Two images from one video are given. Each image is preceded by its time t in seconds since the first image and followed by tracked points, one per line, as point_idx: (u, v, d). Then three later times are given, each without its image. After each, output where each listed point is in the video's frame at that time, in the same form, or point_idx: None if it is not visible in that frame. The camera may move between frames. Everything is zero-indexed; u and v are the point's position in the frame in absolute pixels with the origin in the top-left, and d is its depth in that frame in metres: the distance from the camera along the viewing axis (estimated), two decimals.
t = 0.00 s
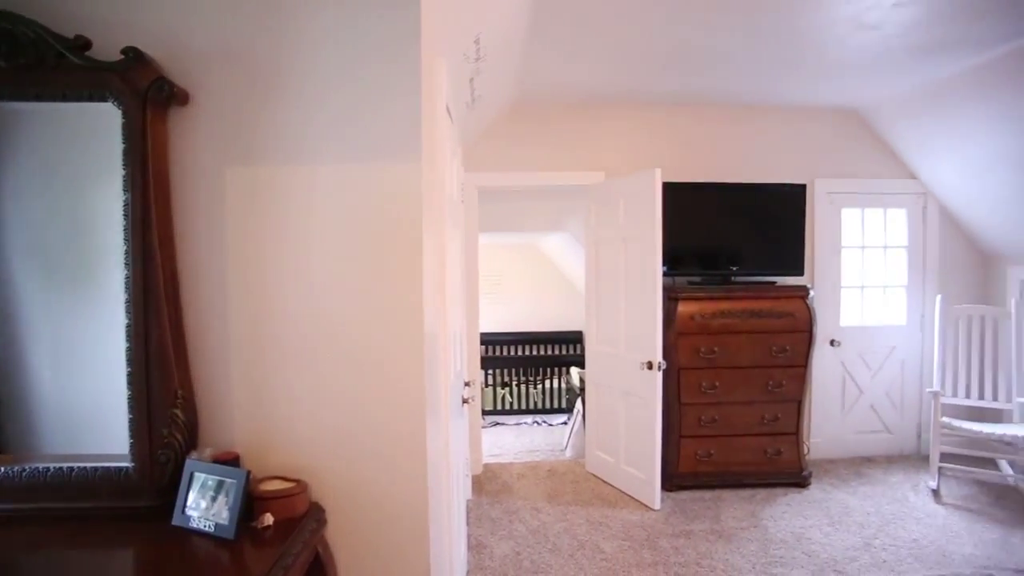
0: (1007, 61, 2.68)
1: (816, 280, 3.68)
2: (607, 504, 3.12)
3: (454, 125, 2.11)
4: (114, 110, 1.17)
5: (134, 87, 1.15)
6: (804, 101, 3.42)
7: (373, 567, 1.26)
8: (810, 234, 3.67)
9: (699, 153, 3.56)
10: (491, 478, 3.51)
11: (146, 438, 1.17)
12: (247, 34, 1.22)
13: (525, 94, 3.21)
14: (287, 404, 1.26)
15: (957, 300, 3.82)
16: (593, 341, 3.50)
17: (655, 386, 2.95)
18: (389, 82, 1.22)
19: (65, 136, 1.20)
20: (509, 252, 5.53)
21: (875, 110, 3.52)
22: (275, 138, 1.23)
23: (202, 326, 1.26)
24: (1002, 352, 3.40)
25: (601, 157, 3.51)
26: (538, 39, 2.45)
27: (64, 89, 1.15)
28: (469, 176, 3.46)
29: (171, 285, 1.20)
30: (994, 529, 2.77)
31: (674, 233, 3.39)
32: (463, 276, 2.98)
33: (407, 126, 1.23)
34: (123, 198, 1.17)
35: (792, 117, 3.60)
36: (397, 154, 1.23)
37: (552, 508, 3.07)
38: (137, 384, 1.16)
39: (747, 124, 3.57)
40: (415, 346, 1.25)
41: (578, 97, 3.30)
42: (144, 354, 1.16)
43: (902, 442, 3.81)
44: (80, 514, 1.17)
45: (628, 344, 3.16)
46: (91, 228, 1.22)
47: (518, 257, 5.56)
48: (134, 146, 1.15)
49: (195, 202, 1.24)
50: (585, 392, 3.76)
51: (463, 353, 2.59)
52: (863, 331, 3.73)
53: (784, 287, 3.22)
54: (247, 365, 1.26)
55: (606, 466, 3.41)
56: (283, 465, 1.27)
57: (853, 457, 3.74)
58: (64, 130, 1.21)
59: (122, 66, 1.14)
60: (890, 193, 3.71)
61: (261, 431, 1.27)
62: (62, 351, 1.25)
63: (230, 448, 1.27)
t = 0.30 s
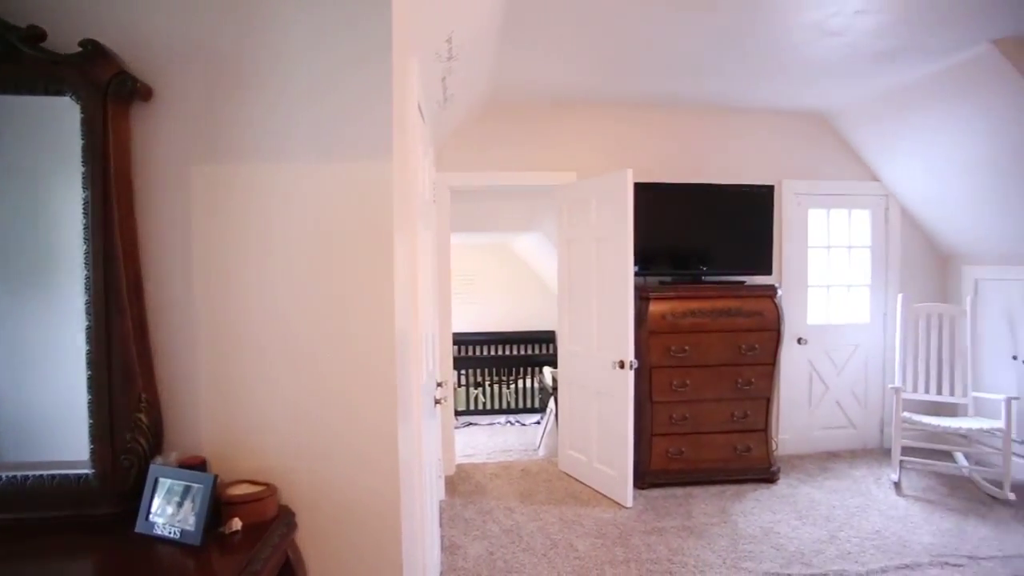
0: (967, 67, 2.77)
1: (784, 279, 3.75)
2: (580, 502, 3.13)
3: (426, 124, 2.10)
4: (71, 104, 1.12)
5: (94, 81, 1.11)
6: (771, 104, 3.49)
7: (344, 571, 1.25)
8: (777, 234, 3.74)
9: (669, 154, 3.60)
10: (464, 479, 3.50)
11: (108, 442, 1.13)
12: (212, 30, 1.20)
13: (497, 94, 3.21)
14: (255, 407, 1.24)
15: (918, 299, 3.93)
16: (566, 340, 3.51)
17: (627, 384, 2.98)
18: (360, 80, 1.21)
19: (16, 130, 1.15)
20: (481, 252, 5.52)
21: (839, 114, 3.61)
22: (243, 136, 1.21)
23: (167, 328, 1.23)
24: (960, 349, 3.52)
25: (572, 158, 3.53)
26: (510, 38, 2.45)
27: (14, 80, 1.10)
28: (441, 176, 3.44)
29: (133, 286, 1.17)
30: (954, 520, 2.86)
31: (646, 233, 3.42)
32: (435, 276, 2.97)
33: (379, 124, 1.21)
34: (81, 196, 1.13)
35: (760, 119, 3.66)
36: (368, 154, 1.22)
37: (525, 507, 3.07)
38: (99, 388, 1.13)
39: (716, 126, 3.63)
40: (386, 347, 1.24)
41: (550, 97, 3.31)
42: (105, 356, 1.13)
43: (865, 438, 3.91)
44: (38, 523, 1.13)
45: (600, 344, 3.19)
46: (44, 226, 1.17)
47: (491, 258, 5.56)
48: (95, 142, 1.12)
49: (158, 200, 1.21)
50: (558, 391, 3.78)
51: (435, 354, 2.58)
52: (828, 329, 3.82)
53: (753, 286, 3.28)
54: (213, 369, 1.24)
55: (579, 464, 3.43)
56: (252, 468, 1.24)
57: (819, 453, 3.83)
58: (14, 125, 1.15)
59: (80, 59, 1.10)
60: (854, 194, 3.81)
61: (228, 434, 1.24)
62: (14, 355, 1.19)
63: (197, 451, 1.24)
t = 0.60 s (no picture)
0: (922, 72, 2.87)
1: (749, 279, 3.82)
2: (550, 501, 3.15)
3: (394, 122, 2.08)
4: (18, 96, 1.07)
5: (45, 73, 1.07)
6: (736, 106, 3.55)
7: None
8: (742, 234, 3.81)
9: (637, 155, 3.64)
10: (433, 479, 3.47)
11: (62, 450, 1.09)
12: (171, 23, 1.17)
13: (466, 92, 3.19)
14: (216, 410, 1.21)
15: (876, 297, 4.05)
16: (535, 340, 3.52)
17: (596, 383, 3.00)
18: (326, 78, 1.19)
19: None
20: (450, 251, 5.50)
21: (802, 117, 3.69)
22: (204, 133, 1.19)
23: (125, 331, 1.19)
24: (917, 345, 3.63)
25: (541, 158, 3.54)
26: (479, 37, 2.45)
27: None
28: (410, 175, 3.41)
29: (89, 288, 1.13)
30: (910, 510, 2.96)
31: (614, 233, 3.45)
32: (403, 276, 2.94)
33: (345, 123, 1.20)
34: (31, 193, 1.08)
35: (725, 121, 3.73)
36: (333, 153, 1.20)
37: (495, 507, 3.07)
38: (51, 394, 1.08)
39: (683, 127, 3.68)
40: (353, 348, 1.23)
41: (519, 96, 3.31)
42: (59, 360, 1.09)
43: (827, 433, 4.01)
44: None
45: (569, 343, 3.20)
46: None
47: (460, 257, 5.54)
48: (47, 138, 1.07)
49: (116, 200, 1.17)
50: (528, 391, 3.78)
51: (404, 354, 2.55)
52: (792, 327, 3.90)
53: (719, 285, 3.33)
54: (174, 373, 1.20)
55: (549, 463, 3.44)
56: (215, 473, 1.22)
57: (783, 448, 3.91)
58: None
59: (29, 50, 1.06)
60: (815, 196, 3.90)
61: (190, 439, 1.21)
62: None
63: (158, 457, 1.21)
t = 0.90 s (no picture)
0: (887, 78, 2.94)
1: (721, 278, 3.87)
2: (526, 500, 3.15)
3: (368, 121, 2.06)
4: None
5: None
6: (708, 108, 3.60)
7: None
8: (715, 235, 3.86)
9: (612, 155, 3.67)
10: (409, 481, 3.45)
11: (20, 459, 1.05)
12: (136, 17, 1.14)
13: (440, 92, 3.18)
14: (185, 414, 1.19)
15: (844, 296, 4.14)
16: (510, 340, 3.52)
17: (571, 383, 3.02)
18: (297, 75, 1.18)
19: None
20: (425, 252, 5.47)
21: (773, 119, 3.76)
22: (171, 130, 1.16)
23: (89, 333, 1.16)
24: (883, 343, 3.72)
25: (515, 158, 3.54)
26: (455, 37, 2.44)
27: None
28: (384, 174, 3.38)
29: (50, 289, 1.10)
30: (877, 504, 3.03)
31: (589, 233, 3.46)
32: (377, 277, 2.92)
33: (318, 121, 1.18)
34: None
35: (697, 123, 3.78)
36: (305, 151, 1.19)
37: (471, 508, 3.06)
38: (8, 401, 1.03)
39: (656, 128, 3.72)
40: (326, 349, 1.22)
41: (494, 96, 3.31)
42: (15, 365, 1.04)
43: (797, 429, 4.08)
44: None
45: (544, 342, 3.21)
46: None
47: (434, 258, 5.51)
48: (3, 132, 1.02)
49: (78, 198, 1.14)
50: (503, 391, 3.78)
51: (378, 355, 2.53)
52: (763, 326, 3.97)
53: (692, 285, 3.37)
54: (140, 376, 1.18)
55: (524, 463, 3.45)
56: (184, 477, 1.19)
57: (756, 445, 3.97)
58: None
59: None
60: (786, 197, 3.97)
61: (157, 443, 1.19)
62: None
63: (123, 462, 1.18)
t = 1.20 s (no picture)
0: (853, 83, 3.01)
1: (696, 279, 3.92)
2: (504, 501, 3.15)
3: (342, 120, 2.04)
4: None
5: None
6: (682, 110, 3.64)
7: None
8: (689, 236, 3.90)
9: (587, 157, 3.69)
10: (385, 483, 3.43)
11: None
12: (100, 11, 1.12)
13: (416, 92, 3.17)
14: (153, 416, 1.17)
15: (814, 296, 4.22)
16: (487, 341, 3.51)
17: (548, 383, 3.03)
18: (269, 74, 1.16)
19: None
20: (400, 253, 5.44)
21: (745, 122, 3.82)
22: (139, 128, 1.14)
23: (52, 335, 1.13)
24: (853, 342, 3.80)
25: (491, 160, 3.55)
26: (430, 37, 2.43)
27: None
28: (359, 175, 3.35)
29: (12, 290, 1.06)
30: (847, 499, 3.09)
31: (565, 234, 3.48)
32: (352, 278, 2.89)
33: (290, 120, 1.17)
34: None
35: (670, 125, 3.82)
36: (278, 150, 1.17)
37: (448, 509, 3.05)
38: None
39: (631, 130, 3.75)
40: (298, 349, 1.20)
41: (470, 97, 3.31)
42: None
43: (770, 427, 4.15)
44: None
45: (521, 343, 3.21)
46: None
47: (410, 258, 5.48)
48: None
49: (41, 196, 1.11)
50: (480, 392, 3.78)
51: (353, 356, 2.50)
52: (736, 326, 4.02)
53: (667, 285, 3.41)
54: (107, 378, 1.15)
55: (501, 464, 3.45)
56: (152, 483, 1.17)
57: (730, 443, 4.03)
58: None
59: None
60: (758, 199, 4.04)
61: (125, 449, 1.16)
62: None
63: (88, 469, 1.15)
